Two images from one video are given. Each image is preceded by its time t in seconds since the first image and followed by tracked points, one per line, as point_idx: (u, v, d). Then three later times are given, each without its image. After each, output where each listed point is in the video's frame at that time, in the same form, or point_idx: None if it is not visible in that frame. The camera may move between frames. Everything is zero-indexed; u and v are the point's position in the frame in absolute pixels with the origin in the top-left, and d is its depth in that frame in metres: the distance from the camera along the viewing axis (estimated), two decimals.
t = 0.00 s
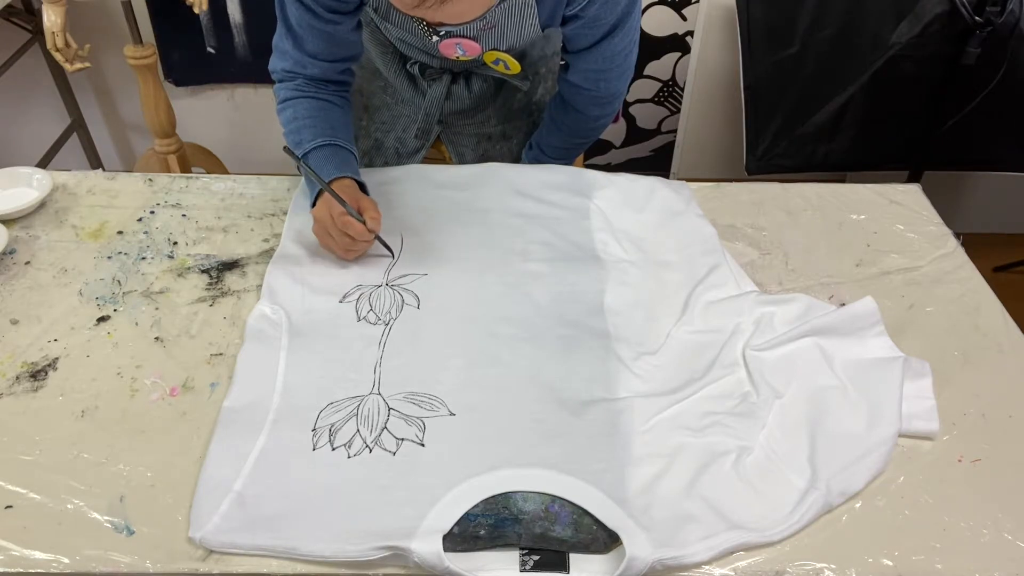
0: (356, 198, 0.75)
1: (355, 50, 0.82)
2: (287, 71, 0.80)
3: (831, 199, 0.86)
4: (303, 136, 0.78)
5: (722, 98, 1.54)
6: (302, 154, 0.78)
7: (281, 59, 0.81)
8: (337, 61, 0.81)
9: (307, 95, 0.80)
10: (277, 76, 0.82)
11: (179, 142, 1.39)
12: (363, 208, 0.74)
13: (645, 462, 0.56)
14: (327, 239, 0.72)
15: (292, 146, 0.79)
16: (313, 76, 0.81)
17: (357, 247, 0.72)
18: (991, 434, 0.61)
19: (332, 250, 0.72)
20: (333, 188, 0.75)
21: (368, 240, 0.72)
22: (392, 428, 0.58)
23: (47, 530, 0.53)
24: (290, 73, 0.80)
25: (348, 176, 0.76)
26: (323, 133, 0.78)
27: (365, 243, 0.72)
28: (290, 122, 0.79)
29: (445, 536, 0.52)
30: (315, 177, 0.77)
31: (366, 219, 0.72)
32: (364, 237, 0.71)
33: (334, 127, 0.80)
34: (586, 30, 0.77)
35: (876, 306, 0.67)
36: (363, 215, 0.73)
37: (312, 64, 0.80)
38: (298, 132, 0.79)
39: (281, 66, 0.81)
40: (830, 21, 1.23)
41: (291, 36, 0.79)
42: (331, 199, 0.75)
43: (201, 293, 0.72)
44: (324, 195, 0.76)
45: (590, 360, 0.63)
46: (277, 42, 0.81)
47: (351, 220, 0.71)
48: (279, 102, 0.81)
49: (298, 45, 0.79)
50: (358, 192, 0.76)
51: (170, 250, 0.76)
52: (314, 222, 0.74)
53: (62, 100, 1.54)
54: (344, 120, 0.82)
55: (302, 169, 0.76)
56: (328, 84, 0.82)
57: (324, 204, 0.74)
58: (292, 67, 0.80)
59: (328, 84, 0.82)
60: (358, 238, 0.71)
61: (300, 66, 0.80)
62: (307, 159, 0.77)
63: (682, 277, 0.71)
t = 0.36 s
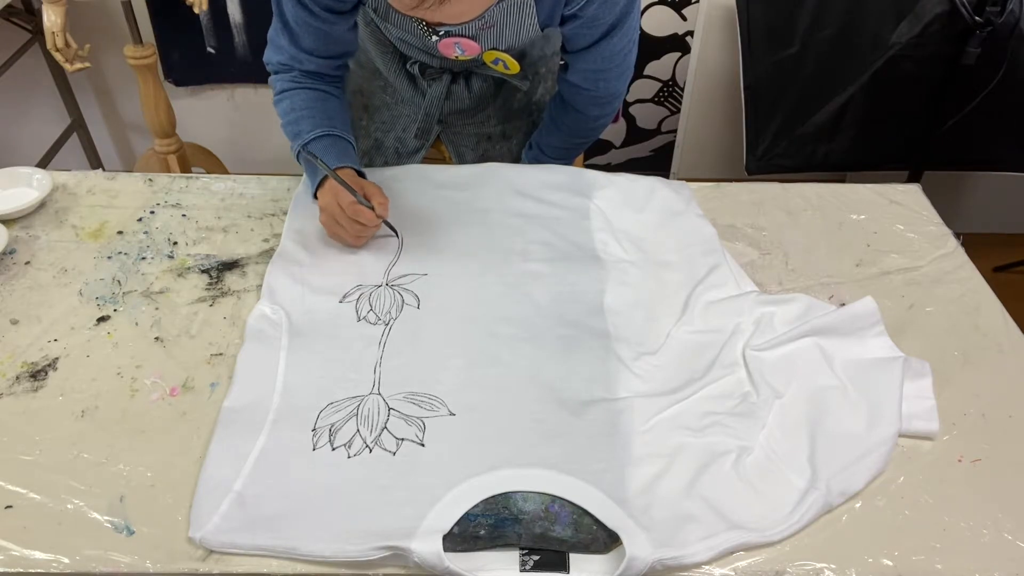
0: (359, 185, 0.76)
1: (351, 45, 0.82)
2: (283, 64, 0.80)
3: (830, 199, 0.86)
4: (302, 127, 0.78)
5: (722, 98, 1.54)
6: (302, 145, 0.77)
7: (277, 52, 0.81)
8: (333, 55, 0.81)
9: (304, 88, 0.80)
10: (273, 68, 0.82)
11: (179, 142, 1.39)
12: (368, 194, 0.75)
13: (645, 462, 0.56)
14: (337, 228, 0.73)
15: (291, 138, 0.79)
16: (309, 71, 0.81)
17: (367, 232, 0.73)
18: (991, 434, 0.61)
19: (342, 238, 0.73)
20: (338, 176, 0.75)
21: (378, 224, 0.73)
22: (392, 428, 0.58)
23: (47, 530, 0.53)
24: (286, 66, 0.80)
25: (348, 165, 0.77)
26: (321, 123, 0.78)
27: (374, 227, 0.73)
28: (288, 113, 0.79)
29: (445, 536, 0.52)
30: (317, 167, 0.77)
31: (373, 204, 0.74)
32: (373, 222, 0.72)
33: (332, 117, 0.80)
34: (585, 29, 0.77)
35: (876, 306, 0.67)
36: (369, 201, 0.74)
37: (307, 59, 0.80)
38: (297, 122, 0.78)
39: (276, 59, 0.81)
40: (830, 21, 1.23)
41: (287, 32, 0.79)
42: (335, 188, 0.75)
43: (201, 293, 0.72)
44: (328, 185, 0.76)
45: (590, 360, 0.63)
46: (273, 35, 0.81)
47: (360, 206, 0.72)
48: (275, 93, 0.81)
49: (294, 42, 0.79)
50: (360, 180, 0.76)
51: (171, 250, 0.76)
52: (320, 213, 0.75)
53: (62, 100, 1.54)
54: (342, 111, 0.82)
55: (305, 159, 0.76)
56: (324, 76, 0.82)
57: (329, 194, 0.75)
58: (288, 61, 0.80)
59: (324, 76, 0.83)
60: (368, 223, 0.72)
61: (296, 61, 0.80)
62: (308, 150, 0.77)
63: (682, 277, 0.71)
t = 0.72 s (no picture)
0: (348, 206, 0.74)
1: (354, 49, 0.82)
2: (285, 73, 0.81)
3: (831, 199, 0.85)
4: (300, 139, 0.78)
5: (722, 98, 1.54)
6: (299, 157, 0.78)
7: (279, 60, 0.81)
8: (335, 61, 0.81)
9: (306, 98, 0.80)
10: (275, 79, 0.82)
11: (179, 142, 1.39)
12: (352, 215, 0.73)
13: (645, 462, 0.56)
14: (314, 241, 0.72)
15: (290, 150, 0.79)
16: (311, 77, 0.81)
17: (342, 252, 0.71)
18: (992, 434, 0.61)
19: (318, 254, 0.72)
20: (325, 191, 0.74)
21: (353, 245, 0.71)
22: (392, 428, 0.58)
23: (47, 530, 0.53)
24: (288, 74, 0.80)
25: (343, 177, 0.76)
26: (320, 135, 0.78)
27: (350, 248, 0.71)
28: (288, 125, 0.80)
29: (444, 536, 0.52)
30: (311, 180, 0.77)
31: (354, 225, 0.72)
32: (349, 242, 0.70)
33: (332, 130, 0.80)
34: (583, 29, 0.77)
35: (876, 306, 0.67)
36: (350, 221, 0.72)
37: (310, 64, 0.79)
38: (296, 135, 0.79)
39: (279, 67, 0.81)
40: (830, 21, 1.23)
41: (289, 36, 0.79)
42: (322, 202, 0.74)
43: (201, 293, 0.72)
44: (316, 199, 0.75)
45: (590, 360, 0.63)
46: (276, 45, 0.81)
47: (337, 223, 0.71)
48: (277, 105, 0.81)
49: (296, 45, 0.79)
50: (352, 200, 0.75)
51: (170, 250, 0.76)
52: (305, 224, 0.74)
53: (62, 100, 1.54)
54: (342, 123, 0.82)
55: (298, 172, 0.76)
56: (325, 86, 0.82)
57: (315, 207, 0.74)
58: (290, 67, 0.80)
59: (326, 86, 0.82)
60: (343, 243, 0.71)
61: (299, 67, 0.80)
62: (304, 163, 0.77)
63: (682, 277, 0.71)
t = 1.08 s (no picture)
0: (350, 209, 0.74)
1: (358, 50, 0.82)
2: (289, 76, 0.81)
3: (831, 199, 0.85)
4: (303, 142, 0.78)
5: (722, 98, 1.54)
6: (303, 159, 0.78)
7: (284, 63, 0.81)
8: (340, 63, 0.81)
9: (310, 101, 0.81)
10: (280, 83, 0.82)
11: (179, 142, 1.39)
12: (353, 219, 0.73)
13: (645, 462, 0.56)
14: (314, 242, 0.72)
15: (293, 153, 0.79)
16: (315, 80, 0.81)
17: (342, 256, 0.71)
18: (992, 434, 0.61)
19: (318, 255, 0.72)
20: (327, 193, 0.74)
21: (353, 249, 0.70)
22: (392, 428, 0.58)
23: (47, 530, 0.53)
24: (292, 78, 0.81)
25: (345, 182, 0.76)
26: (324, 138, 0.78)
27: (350, 252, 0.71)
28: (292, 128, 0.80)
29: (444, 536, 0.52)
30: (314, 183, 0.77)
31: (355, 228, 0.72)
32: (350, 246, 0.70)
33: (335, 133, 0.80)
34: (583, 30, 0.77)
35: (876, 306, 0.67)
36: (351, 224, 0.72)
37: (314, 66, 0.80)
38: (299, 137, 0.79)
39: (284, 70, 0.81)
40: (830, 21, 1.23)
41: (292, 38, 0.79)
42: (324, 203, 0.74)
43: (200, 293, 0.72)
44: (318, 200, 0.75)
45: (590, 360, 0.63)
46: (281, 48, 0.82)
47: (338, 226, 0.71)
48: (281, 108, 0.81)
49: (300, 47, 0.79)
50: (355, 204, 0.75)
51: (171, 250, 0.76)
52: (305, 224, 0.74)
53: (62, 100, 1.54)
54: (346, 126, 0.82)
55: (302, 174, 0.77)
56: (330, 89, 0.82)
57: (316, 208, 0.74)
58: (294, 69, 0.80)
59: (330, 89, 0.82)
60: (343, 245, 0.70)
61: (303, 69, 0.80)
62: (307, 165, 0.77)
63: (682, 277, 0.71)
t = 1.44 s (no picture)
0: (355, 207, 0.74)
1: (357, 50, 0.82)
2: (288, 76, 0.81)
3: (831, 199, 0.85)
4: (303, 141, 0.78)
5: (722, 98, 1.54)
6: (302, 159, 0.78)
7: (283, 64, 0.81)
8: (339, 63, 0.81)
9: (310, 101, 0.81)
10: (279, 83, 0.82)
11: (179, 142, 1.39)
12: (359, 216, 0.73)
13: (645, 462, 0.56)
14: (321, 242, 0.72)
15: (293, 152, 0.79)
16: (315, 80, 0.81)
17: (350, 253, 0.71)
18: (992, 434, 0.61)
19: (325, 255, 0.72)
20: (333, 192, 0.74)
21: (362, 245, 0.71)
22: (392, 428, 0.58)
23: (46, 530, 0.53)
24: (291, 78, 0.81)
25: (346, 180, 0.76)
26: (323, 138, 0.78)
27: (358, 249, 0.71)
28: (291, 127, 0.80)
29: (444, 536, 0.52)
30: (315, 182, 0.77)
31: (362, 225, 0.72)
32: (358, 242, 0.70)
33: (335, 133, 0.80)
34: (584, 30, 0.77)
35: (876, 306, 0.68)
36: (358, 221, 0.72)
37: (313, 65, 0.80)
38: (299, 137, 0.79)
39: (283, 70, 0.81)
40: (830, 21, 1.23)
41: (292, 38, 0.79)
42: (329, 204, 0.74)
43: (201, 293, 0.72)
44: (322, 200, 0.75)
45: (590, 360, 0.63)
46: (280, 49, 0.82)
47: (346, 223, 0.71)
48: (280, 108, 0.81)
49: (299, 47, 0.79)
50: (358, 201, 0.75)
51: (171, 250, 0.76)
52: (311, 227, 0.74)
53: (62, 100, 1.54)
54: (345, 125, 0.82)
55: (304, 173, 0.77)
56: (330, 89, 0.82)
57: (321, 209, 0.74)
58: (294, 69, 0.80)
59: (330, 89, 0.83)
60: (352, 243, 0.71)
61: (302, 68, 0.80)
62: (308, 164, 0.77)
63: (682, 277, 0.71)
